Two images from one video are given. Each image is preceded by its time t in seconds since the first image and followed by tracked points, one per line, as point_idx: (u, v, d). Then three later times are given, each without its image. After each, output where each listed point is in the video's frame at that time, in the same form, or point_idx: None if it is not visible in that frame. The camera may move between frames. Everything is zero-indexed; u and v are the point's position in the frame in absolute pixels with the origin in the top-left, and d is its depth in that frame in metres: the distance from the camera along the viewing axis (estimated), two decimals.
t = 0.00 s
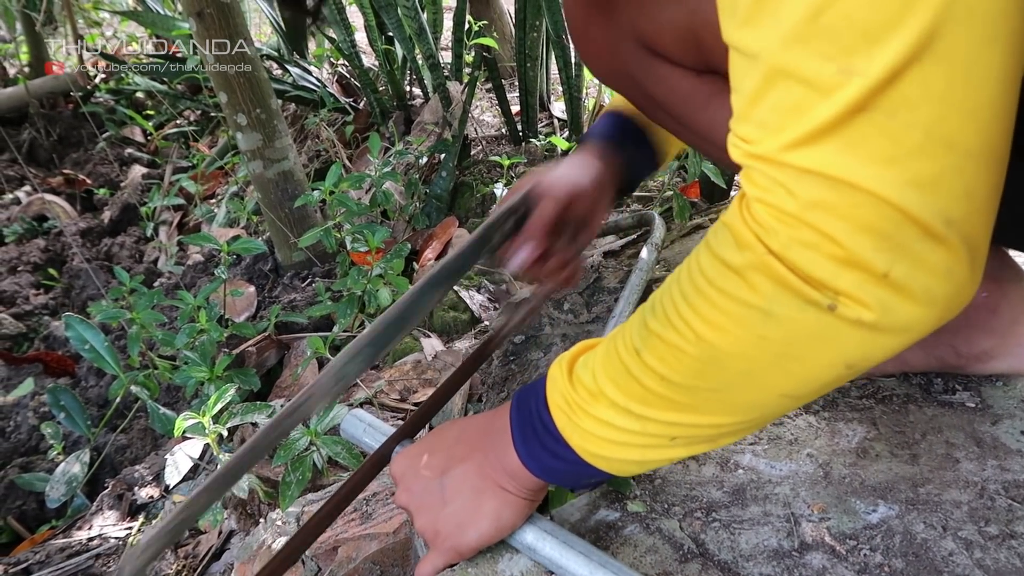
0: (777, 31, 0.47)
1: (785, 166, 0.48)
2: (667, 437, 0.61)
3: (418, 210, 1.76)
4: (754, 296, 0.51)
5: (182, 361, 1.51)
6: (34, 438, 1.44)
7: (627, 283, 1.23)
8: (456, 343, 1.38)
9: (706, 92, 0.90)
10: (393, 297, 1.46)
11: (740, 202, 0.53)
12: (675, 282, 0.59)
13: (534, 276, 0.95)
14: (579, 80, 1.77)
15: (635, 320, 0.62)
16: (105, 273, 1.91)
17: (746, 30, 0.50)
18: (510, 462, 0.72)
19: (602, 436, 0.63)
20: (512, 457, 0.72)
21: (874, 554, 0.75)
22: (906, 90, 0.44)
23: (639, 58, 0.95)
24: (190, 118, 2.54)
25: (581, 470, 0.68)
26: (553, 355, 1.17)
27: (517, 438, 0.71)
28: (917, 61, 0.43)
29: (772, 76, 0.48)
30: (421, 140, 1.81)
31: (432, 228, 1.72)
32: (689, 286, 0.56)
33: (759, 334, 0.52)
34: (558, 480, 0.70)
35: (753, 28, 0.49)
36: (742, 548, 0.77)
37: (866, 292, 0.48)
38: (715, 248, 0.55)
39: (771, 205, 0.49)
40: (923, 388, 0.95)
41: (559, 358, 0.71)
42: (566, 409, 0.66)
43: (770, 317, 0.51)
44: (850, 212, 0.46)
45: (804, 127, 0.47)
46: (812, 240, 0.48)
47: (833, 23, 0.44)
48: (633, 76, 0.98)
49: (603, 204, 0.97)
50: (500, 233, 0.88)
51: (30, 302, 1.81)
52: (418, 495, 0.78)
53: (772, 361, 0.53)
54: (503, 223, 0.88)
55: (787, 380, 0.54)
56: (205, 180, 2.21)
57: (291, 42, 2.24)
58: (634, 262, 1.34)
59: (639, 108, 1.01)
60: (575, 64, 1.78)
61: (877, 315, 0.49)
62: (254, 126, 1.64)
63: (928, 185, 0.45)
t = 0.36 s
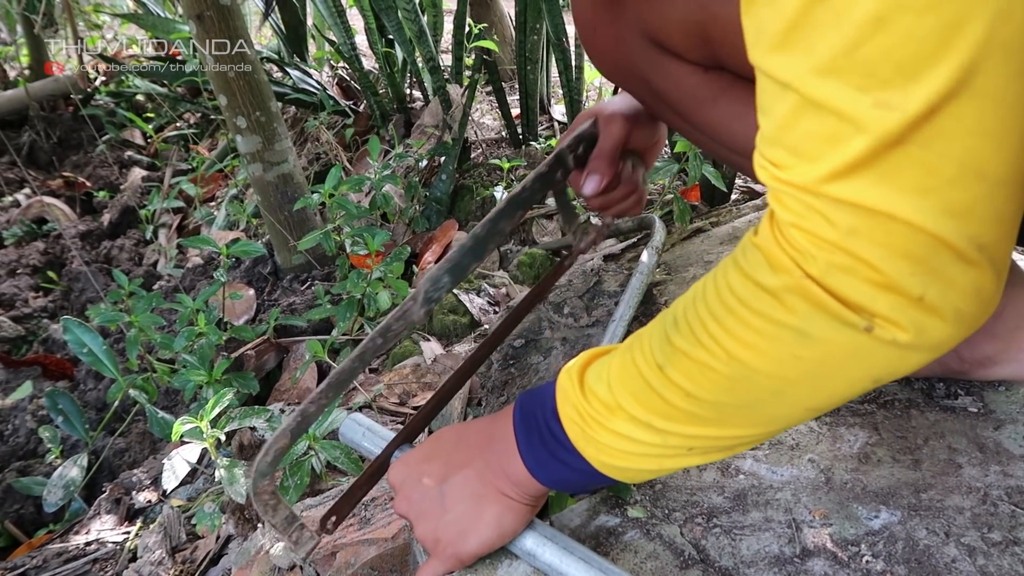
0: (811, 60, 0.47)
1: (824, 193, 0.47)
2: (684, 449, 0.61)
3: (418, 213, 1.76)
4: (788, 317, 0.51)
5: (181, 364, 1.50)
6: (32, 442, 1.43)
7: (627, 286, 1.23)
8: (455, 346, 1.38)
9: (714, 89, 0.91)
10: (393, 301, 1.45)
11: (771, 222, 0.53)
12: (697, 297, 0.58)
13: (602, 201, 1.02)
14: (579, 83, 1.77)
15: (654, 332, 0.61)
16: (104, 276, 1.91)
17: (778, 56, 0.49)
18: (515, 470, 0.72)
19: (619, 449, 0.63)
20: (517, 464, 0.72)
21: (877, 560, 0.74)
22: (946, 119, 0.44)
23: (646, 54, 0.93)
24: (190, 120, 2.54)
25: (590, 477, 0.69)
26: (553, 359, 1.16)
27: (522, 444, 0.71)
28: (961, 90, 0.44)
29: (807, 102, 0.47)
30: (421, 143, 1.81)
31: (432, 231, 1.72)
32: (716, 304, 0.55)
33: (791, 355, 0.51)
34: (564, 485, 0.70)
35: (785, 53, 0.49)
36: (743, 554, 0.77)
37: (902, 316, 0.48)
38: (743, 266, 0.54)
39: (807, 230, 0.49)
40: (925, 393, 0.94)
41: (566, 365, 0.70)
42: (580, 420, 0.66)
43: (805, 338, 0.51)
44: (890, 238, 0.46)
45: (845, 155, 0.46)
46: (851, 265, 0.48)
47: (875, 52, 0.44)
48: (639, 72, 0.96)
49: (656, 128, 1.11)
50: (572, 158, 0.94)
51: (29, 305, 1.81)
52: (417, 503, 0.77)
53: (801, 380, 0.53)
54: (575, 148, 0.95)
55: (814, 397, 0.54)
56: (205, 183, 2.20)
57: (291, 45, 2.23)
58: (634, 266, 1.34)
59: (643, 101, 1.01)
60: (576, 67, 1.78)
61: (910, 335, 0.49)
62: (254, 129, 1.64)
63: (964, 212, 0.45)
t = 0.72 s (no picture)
0: (811, 22, 0.47)
1: (812, 165, 0.47)
2: (672, 447, 0.60)
3: (422, 215, 1.76)
4: (775, 297, 0.50)
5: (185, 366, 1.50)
6: (36, 444, 1.43)
7: (633, 288, 1.22)
8: (460, 348, 1.37)
9: (717, 95, 0.88)
10: (397, 302, 1.45)
11: (760, 204, 0.53)
12: (685, 288, 0.58)
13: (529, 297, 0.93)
14: (584, 84, 1.76)
15: (643, 326, 0.61)
16: (107, 278, 1.91)
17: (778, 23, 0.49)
18: (508, 476, 0.71)
19: (606, 446, 0.62)
20: (510, 471, 0.70)
21: (887, 563, 0.74)
22: (935, 92, 0.44)
23: (650, 58, 0.93)
24: (193, 122, 2.54)
25: (585, 486, 0.67)
26: (559, 361, 1.16)
27: (517, 450, 0.70)
28: (951, 61, 0.44)
29: (801, 70, 0.47)
30: (425, 144, 1.81)
31: (436, 232, 1.72)
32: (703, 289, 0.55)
33: (778, 338, 0.51)
34: (559, 494, 0.69)
35: (786, 18, 0.49)
36: (753, 556, 0.77)
37: (892, 298, 0.47)
38: (732, 250, 0.54)
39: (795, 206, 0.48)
40: (934, 394, 0.94)
41: (560, 368, 0.70)
42: (570, 421, 0.65)
43: (791, 321, 0.50)
44: (877, 213, 0.46)
45: (832, 125, 0.46)
46: (838, 242, 0.47)
47: (869, 18, 0.44)
48: (645, 76, 0.97)
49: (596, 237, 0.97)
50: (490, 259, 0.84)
51: (33, 307, 1.80)
52: (419, 511, 0.77)
53: (787, 367, 0.52)
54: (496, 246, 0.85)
55: (803, 387, 0.53)
56: (208, 185, 2.20)
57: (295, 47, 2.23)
58: (640, 267, 1.34)
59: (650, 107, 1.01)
60: (580, 68, 1.77)
61: (900, 320, 0.48)
62: (258, 130, 1.64)
63: (955, 187, 0.45)
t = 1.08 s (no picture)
0: (824, 39, 0.47)
1: (826, 178, 0.48)
2: (679, 450, 0.60)
3: (426, 214, 1.76)
4: (787, 306, 0.51)
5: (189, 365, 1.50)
6: (41, 442, 1.44)
7: (636, 287, 1.22)
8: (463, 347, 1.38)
9: (723, 94, 0.89)
10: (400, 302, 1.45)
11: (773, 214, 0.53)
12: (699, 292, 0.59)
13: (469, 360, 0.95)
14: (587, 83, 1.76)
15: (654, 328, 0.62)
16: (112, 278, 1.91)
17: (792, 38, 0.49)
18: (515, 471, 0.71)
19: (614, 446, 0.62)
20: (517, 467, 0.71)
21: (890, 562, 0.74)
22: (951, 107, 0.44)
23: (654, 58, 0.94)
24: (198, 122, 2.54)
25: (590, 481, 0.67)
26: (561, 360, 1.16)
27: (524, 447, 0.70)
28: (968, 78, 0.44)
29: (817, 84, 0.47)
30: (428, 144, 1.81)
31: (439, 231, 1.72)
32: (716, 296, 0.56)
33: (789, 346, 0.51)
34: (564, 491, 0.69)
35: (797, 34, 0.49)
36: (755, 555, 0.76)
37: (903, 308, 0.48)
38: (745, 258, 0.54)
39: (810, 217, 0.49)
40: (937, 393, 0.93)
41: (569, 365, 0.70)
42: (577, 420, 0.65)
43: (802, 329, 0.51)
44: (890, 225, 0.46)
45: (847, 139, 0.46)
46: (851, 253, 0.48)
47: (885, 33, 0.44)
48: (648, 76, 0.97)
49: (545, 281, 1.02)
50: (441, 313, 0.86)
51: (38, 306, 1.81)
52: (423, 506, 0.77)
53: (797, 375, 0.52)
54: (443, 301, 0.86)
55: (812, 394, 0.53)
56: (212, 184, 2.20)
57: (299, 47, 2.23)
58: (643, 266, 1.33)
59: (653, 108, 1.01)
60: (583, 67, 1.77)
61: (911, 331, 0.48)
62: (262, 130, 1.64)
63: (969, 201, 0.45)
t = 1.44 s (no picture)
0: (844, 67, 0.43)
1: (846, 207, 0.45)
2: (691, 453, 0.59)
3: (424, 210, 1.76)
4: (804, 330, 0.49)
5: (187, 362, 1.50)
6: (40, 440, 1.43)
7: (634, 283, 1.22)
8: (462, 343, 1.38)
9: (721, 99, 0.91)
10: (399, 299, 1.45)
11: (787, 232, 0.50)
12: (709, 304, 0.56)
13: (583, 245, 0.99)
14: (586, 79, 1.76)
15: (663, 333, 0.59)
16: (110, 275, 1.91)
17: (805, 62, 0.45)
18: (519, 467, 0.71)
19: (628, 451, 0.62)
20: (520, 462, 0.70)
21: (888, 558, 0.74)
22: (980, 132, 0.41)
23: (648, 63, 0.93)
24: (196, 119, 2.54)
25: (596, 476, 0.67)
26: (560, 356, 1.16)
27: (528, 444, 0.70)
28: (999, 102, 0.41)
29: (838, 109, 0.44)
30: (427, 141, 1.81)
31: (438, 228, 1.72)
32: (728, 313, 0.53)
33: (806, 367, 0.50)
34: (569, 484, 0.69)
35: (817, 55, 0.45)
36: (753, 551, 0.77)
37: (925, 333, 0.46)
38: (758, 278, 0.52)
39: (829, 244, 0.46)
40: (935, 389, 0.93)
41: (576, 362, 0.68)
42: (587, 425, 0.64)
43: (822, 352, 0.49)
44: (915, 257, 0.43)
45: (869, 168, 0.43)
46: (873, 283, 0.45)
47: (910, 62, 0.41)
48: (642, 79, 0.97)
49: (648, 175, 1.04)
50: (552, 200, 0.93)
51: (36, 303, 1.81)
52: (424, 501, 0.77)
53: (814, 392, 0.51)
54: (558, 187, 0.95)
55: (828, 408, 0.52)
56: (211, 181, 2.20)
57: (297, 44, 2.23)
58: (642, 262, 1.33)
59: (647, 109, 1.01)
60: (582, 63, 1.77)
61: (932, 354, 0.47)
62: (260, 127, 1.64)
63: (995, 228, 0.43)
